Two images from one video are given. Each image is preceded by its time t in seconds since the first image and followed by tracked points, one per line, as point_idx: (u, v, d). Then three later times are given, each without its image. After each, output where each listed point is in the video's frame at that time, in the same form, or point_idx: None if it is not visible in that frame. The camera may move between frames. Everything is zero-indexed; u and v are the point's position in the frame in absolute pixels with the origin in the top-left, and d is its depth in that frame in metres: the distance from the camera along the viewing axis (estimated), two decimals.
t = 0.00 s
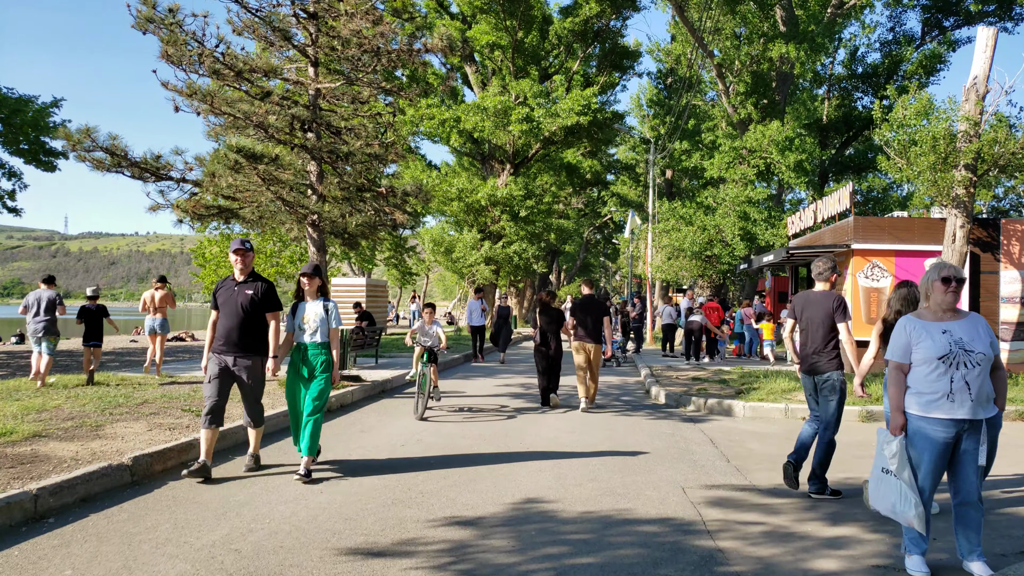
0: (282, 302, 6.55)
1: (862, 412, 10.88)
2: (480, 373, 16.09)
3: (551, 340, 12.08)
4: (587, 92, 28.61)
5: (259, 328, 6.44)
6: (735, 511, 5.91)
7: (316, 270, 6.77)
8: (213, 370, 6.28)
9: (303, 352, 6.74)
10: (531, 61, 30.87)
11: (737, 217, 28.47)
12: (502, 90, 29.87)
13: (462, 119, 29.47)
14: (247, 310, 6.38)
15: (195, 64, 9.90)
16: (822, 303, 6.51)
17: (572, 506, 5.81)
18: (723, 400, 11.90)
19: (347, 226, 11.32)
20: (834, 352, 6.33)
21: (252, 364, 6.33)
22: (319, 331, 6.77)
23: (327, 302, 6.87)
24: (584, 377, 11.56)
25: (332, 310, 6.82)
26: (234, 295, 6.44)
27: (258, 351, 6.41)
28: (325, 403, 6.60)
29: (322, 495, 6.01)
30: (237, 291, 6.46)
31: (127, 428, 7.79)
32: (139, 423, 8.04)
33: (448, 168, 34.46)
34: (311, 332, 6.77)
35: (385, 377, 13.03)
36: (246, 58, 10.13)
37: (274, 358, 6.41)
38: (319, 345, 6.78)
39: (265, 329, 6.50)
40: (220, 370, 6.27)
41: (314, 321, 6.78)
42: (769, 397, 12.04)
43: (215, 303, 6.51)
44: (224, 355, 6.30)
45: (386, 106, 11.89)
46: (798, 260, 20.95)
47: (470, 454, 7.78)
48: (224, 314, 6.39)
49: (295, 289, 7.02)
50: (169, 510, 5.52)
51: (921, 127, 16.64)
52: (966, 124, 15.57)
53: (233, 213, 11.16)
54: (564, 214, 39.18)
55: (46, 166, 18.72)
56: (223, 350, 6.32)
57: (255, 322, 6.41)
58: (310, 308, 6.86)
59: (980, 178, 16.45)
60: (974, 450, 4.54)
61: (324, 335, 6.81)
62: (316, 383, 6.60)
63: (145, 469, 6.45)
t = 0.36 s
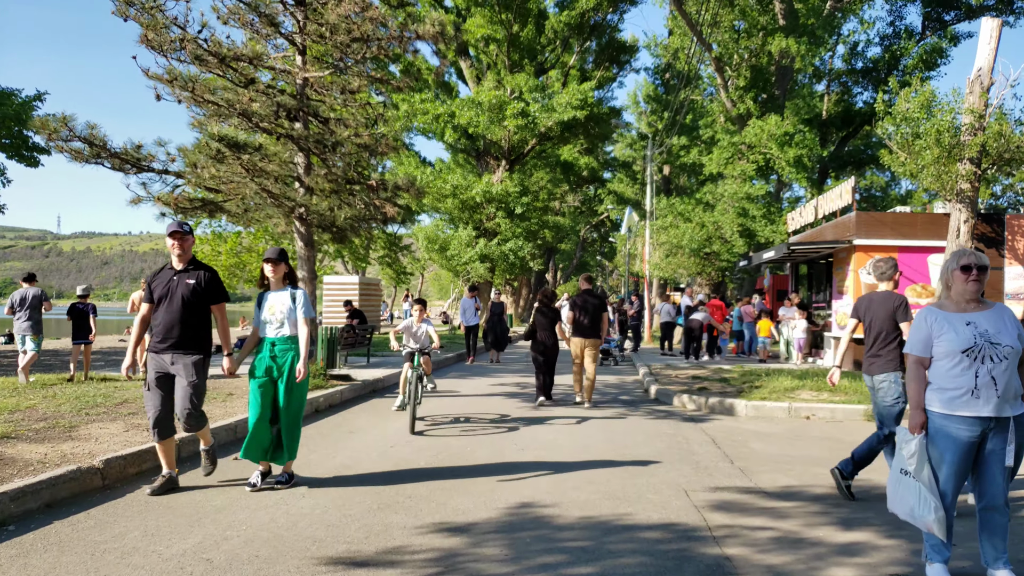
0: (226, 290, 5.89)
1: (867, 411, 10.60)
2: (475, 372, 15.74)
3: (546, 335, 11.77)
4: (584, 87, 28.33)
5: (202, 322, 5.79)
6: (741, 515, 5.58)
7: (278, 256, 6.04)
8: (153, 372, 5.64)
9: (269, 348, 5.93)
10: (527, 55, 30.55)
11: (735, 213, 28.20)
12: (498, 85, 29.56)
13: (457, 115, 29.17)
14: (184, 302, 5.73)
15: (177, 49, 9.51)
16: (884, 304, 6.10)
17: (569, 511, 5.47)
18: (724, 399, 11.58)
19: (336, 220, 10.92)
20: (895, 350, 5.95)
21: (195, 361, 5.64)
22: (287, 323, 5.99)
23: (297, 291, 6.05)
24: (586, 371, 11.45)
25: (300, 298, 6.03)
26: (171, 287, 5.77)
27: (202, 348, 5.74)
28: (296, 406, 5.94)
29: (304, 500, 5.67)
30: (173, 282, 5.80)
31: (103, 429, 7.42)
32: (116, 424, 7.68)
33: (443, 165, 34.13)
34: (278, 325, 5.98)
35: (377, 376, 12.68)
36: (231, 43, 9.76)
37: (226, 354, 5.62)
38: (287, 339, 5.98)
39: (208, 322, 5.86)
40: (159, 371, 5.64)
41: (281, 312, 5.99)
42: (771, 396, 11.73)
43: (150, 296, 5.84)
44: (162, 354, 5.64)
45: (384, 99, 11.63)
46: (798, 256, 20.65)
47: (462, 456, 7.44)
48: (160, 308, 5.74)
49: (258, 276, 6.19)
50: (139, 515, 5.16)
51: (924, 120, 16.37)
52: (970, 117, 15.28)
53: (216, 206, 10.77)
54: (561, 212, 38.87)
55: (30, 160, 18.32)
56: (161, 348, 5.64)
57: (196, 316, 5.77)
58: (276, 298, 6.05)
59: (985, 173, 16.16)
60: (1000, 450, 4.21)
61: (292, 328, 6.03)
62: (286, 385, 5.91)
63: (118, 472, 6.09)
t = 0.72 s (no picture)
0: (167, 298, 5.07)
1: (871, 413, 10.30)
2: (469, 373, 15.41)
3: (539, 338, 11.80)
4: (580, 82, 28.03)
5: (137, 333, 4.95)
6: (746, 529, 5.25)
7: (222, 254, 5.29)
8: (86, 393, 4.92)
9: (211, 360, 5.22)
10: (522, 51, 30.24)
11: (733, 210, 27.91)
12: (493, 81, 29.25)
13: (451, 111, 28.91)
14: (115, 310, 4.92)
15: (155, 40, 9.11)
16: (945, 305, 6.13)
17: (563, 526, 5.15)
18: (724, 400, 11.26)
19: (323, 217, 10.53)
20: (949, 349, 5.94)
21: (124, 377, 4.81)
22: (233, 331, 5.33)
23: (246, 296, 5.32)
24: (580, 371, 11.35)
25: (248, 304, 5.34)
26: (102, 293, 4.98)
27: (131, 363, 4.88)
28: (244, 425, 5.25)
29: (281, 515, 5.34)
30: (103, 287, 5.00)
31: (74, 437, 7.05)
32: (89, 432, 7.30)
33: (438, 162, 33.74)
34: (221, 334, 5.30)
35: (367, 378, 12.32)
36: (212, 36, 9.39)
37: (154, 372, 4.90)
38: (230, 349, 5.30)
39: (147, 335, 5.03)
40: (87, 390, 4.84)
41: (225, 319, 5.31)
42: (772, 397, 11.42)
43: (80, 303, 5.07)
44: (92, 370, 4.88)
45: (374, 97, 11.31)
46: (797, 254, 20.32)
47: (452, 465, 7.09)
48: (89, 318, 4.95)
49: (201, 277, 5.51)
50: (101, 534, 4.80)
51: (926, 116, 16.02)
52: (974, 111, 15.05)
53: (200, 204, 10.39)
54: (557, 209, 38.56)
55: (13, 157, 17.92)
56: (91, 365, 4.89)
57: (128, 326, 4.93)
58: (219, 303, 5.38)
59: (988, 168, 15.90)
60: None
61: (239, 337, 5.37)
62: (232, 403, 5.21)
63: (85, 485, 5.73)
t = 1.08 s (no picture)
0: (109, 283, 4.51)
1: (883, 412, 9.99)
2: (468, 371, 15.10)
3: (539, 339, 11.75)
4: (580, 78, 27.70)
5: (70, 322, 4.42)
6: (762, 537, 4.94)
7: (166, 241, 4.51)
8: None
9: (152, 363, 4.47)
10: (522, 46, 29.92)
11: (736, 207, 27.58)
12: (492, 76, 28.94)
13: (450, 106, 28.59)
14: (46, 295, 4.37)
15: (143, 27, 8.77)
16: None
17: (568, 535, 4.84)
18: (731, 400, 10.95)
19: (318, 211, 10.20)
20: None
21: (55, 374, 4.29)
22: (178, 330, 4.50)
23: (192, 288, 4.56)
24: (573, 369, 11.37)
25: (199, 300, 4.54)
26: (29, 274, 4.41)
27: (64, 357, 4.35)
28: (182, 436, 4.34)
29: (269, 522, 5.02)
30: (31, 266, 4.42)
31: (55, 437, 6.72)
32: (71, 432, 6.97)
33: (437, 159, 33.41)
34: (166, 333, 4.50)
35: (364, 376, 12.00)
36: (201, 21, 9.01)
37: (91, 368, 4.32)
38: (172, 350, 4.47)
39: (81, 322, 4.48)
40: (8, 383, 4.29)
41: (170, 316, 4.51)
42: (780, 396, 11.12)
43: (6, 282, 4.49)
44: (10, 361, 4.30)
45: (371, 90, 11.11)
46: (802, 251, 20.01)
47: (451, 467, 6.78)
48: (16, 302, 4.39)
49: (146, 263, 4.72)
50: (74, 544, 4.51)
51: (934, 109, 15.67)
52: (984, 104, 14.79)
53: (191, 196, 10.01)
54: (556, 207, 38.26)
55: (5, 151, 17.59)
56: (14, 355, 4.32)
57: (61, 313, 4.39)
58: (165, 296, 4.56)
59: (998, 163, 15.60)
60: None
61: (186, 335, 4.53)
62: (169, 409, 4.35)
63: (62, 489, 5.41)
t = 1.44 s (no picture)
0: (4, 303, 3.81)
1: (899, 419, 9.65)
2: (469, 375, 14.74)
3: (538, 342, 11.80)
4: (582, 76, 27.34)
5: None
6: (787, 560, 4.59)
7: (91, 229, 3.63)
8: None
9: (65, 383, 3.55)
10: (524, 45, 29.57)
11: (740, 207, 27.21)
12: (493, 75, 28.59)
13: (451, 105, 28.25)
14: None
15: (132, 18, 8.41)
16: None
17: (577, 558, 4.51)
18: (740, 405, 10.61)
19: (314, 210, 9.87)
20: None
21: None
22: (98, 338, 3.55)
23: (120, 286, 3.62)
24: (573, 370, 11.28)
25: (125, 301, 3.58)
26: None
27: None
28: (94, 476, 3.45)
29: (256, 541, 4.67)
30: None
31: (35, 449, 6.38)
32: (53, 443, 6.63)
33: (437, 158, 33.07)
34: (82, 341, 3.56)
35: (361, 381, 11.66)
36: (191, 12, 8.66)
37: None
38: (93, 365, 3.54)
39: None
40: None
41: (91, 320, 3.57)
42: (790, 402, 10.77)
43: None
44: None
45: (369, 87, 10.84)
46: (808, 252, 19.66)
47: (452, 479, 6.44)
48: None
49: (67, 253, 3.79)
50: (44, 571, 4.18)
51: (944, 108, 15.32)
52: (997, 101, 14.44)
53: (184, 195, 9.66)
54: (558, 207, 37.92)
55: None
56: None
57: None
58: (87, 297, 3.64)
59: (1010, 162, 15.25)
60: None
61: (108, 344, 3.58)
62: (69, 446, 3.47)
63: (35, 508, 5.08)
